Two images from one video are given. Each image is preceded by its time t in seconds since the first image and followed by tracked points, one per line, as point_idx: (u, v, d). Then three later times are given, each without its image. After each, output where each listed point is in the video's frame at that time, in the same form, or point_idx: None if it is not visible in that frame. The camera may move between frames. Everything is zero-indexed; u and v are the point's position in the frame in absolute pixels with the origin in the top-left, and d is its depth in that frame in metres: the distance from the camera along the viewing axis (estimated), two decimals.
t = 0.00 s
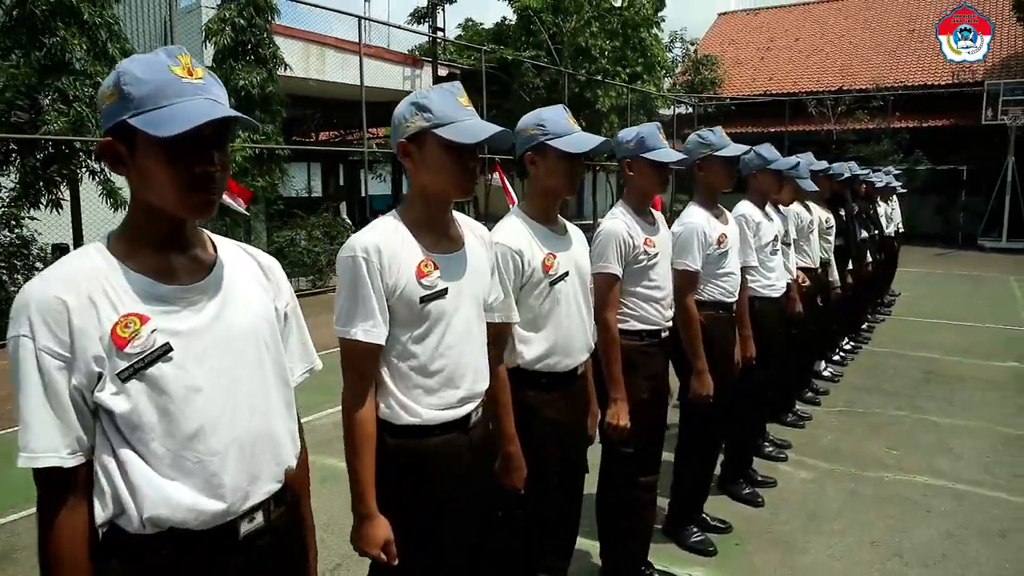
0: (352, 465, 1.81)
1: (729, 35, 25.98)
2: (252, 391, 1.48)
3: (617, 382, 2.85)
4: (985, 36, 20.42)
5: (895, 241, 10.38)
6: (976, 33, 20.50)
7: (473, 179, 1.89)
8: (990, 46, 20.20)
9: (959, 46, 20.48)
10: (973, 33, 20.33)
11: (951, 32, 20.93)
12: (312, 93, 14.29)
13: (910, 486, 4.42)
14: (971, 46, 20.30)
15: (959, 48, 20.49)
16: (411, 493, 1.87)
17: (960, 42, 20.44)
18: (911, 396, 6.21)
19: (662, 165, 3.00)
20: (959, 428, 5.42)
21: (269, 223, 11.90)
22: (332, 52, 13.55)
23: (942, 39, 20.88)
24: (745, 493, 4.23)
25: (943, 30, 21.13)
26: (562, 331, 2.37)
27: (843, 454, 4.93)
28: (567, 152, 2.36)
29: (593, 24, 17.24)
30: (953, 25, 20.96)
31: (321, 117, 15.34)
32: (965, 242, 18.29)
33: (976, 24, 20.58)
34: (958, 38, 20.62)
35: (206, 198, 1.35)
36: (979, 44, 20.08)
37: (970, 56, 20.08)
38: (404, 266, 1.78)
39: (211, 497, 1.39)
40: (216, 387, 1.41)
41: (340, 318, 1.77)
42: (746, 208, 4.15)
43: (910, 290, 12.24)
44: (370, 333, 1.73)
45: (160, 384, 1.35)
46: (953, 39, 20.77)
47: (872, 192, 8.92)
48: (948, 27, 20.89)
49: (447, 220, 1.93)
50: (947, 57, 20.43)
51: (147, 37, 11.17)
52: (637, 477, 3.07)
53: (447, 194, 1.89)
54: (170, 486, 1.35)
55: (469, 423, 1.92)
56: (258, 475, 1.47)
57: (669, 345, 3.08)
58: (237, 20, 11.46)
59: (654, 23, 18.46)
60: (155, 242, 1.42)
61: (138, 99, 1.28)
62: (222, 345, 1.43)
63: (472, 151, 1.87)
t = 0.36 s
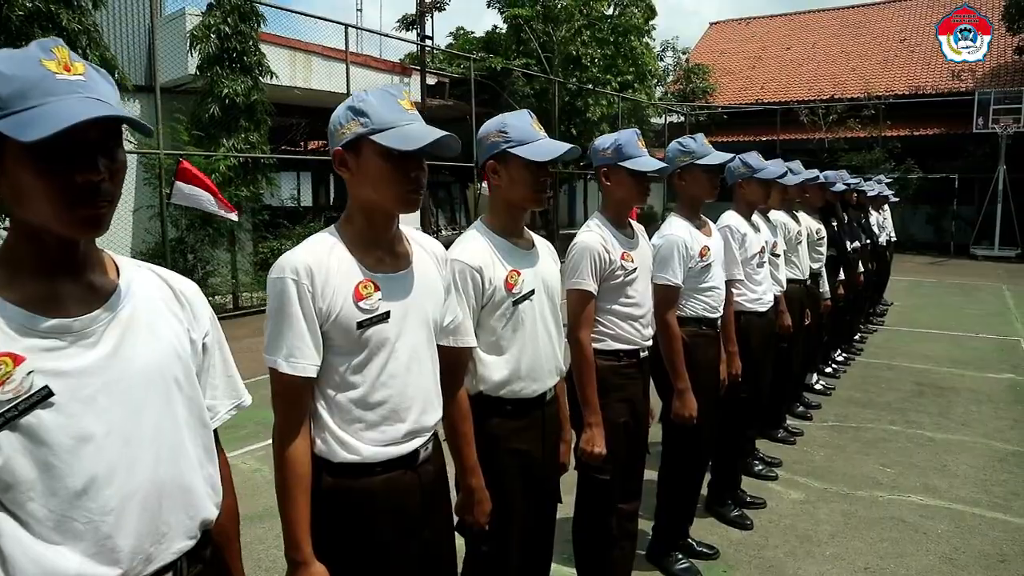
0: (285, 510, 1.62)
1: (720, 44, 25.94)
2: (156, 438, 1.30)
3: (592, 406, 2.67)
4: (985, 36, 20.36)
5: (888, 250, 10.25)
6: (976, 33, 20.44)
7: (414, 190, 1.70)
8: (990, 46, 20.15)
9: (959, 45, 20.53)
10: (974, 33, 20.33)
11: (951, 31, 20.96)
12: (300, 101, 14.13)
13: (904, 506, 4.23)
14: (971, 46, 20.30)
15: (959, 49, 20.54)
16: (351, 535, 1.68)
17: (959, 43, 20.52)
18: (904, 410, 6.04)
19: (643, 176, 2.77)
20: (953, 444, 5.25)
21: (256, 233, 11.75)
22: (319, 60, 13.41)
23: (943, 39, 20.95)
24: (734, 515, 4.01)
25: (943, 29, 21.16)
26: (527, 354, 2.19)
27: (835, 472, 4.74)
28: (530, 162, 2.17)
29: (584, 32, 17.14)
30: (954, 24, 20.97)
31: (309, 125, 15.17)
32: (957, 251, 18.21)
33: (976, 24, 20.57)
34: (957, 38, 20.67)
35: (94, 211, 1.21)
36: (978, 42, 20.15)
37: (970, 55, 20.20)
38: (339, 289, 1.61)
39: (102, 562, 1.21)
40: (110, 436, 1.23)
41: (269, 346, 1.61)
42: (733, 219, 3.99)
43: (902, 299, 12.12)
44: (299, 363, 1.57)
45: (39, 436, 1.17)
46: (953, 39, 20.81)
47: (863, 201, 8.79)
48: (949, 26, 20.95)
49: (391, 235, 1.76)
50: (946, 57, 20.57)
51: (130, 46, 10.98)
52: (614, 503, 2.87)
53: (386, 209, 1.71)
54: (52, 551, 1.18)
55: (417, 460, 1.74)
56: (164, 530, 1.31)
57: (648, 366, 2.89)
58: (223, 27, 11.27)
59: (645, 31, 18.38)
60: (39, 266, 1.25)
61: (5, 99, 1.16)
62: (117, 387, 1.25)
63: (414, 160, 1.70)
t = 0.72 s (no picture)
0: (216, 534, 1.48)
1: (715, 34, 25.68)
2: (46, 465, 1.15)
3: (571, 411, 2.52)
4: (985, 36, 19.71)
5: (885, 240, 10.09)
6: (976, 33, 19.79)
7: (354, 182, 1.56)
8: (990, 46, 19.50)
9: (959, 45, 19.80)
10: (975, 33, 19.66)
11: (952, 31, 20.22)
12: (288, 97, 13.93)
13: (902, 507, 4.09)
14: (971, 46, 19.61)
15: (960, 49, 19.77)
16: (290, 560, 1.53)
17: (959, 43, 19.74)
18: (902, 405, 5.89)
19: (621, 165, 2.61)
20: (953, 440, 5.11)
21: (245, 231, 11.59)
22: (307, 55, 13.22)
23: (942, 39, 20.19)
24: (726, 517, 3.84)
25: (942, 29, 20.42)
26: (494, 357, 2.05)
27: (832, 470, 4.59)
28: (490, 152, 2.04)
29: (577, 24, 16.96)
30: (954, 24, 20.25)
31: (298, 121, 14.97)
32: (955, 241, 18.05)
33: (978, 23, 19.90)
34: (957, 38, 19.90)
35: None
36: (980, 42, 19.48)
37: (971, 55, 19.52)
38: (270, 292, 1.46)
39: None
40: None
41: (196, 357, 1.46)
42: (719, 211, 3.84)
43: (900, 290, 11.96)
44: (225, 373, 1.43)
45: None
46: (953, 39, 20.04)
47: (859, 191, 8.60)
48: (950, 25, 20.19)
49: (333, 231, 1.61)
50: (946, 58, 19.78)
51: (111, 42, 10.71)
52: (595, 511, 2.72)
53: (321, 204, 1.55)
54: None
55: (363, 478, 1.58)
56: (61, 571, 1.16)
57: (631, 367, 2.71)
58: (207, 23, 11.07)
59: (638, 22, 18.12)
60: None
61: None
62: None
63: (351, 149, 1.55)
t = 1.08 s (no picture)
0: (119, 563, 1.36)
1: (731, 32, 25.39)
2: None
3: (543, 425, 2.37)
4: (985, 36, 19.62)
5: (900, 241, 9.83)
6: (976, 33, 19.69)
7: (275, 186, 1.39)
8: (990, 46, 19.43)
9: (959, 46, 19.64)
10: (974, 33, 19.53)
11: (951, 32, 20.11)
12: (297, 95, 13.85)
13: (906, 523, 3.90)
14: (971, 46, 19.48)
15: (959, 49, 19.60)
16: None
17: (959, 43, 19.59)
18: (912, 413, 5.68)
19: (601, 163, 2.44)
20: (964, 452, 4.90)
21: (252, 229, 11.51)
22: (315, 52, 13.14)
23: (941, 40, 20.04)
24: (720, 533, 3.66)
25: (942, 29, 20.30)
26: (450, 369, 1.91)
27: (835, 483, 4.40)
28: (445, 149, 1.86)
29: (591, 21, 16.60)
30: (954, 24, 20.12)
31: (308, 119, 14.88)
32: (975, 242, 17.68)
33: (976, 23, 19.77)
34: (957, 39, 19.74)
35: None
36: (979, 42, 19.32)
37: (970, 56, 19.23)
38: (176, 300, 1.33)
39: None
40: None
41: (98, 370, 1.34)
42: (716, 211, 3.66)
43: (915, 293, 11.70)
44: (123, 390, 1.30)
45: None
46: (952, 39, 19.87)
47: (871, 191, 8.38)
48: (949, 26, 20.06)
49: (259, 231, 1.47)
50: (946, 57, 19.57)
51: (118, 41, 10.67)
52: (571, 530, 2.56)
53: (239, 208, 1.40)
54: None
55: (286, 505, 1.46)
56: None
57: (612, 378, 2.55)
58: (214, 20, 10.94)
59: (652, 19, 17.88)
60: None
61: None
62: None
63: (270, 148, 1.37)
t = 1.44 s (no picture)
0: None
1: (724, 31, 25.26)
2: None
3: (496, 437, 2.24)
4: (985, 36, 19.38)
5: (889, 241, 9.74)
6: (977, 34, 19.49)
7: (164, 188, 1.26)
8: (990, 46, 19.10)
9: (959, 45, 19.48)
10: (974, 33, 19.37)
11: (951, 32, 19.99)
12: (284, 91, 13.65)
13: (886, 533, 3.78)
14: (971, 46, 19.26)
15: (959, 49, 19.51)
16: None
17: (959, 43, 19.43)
18: (896, 417, 5.56)
19: (557, 161, 2.30)
20: (947, 457, 4.78)
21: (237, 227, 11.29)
22: (301, 48, 12.94)
23: (942, 40, 19.92)
24: (694, 544, 3.51)
25: (941, 29, 20.16)
26: (383, 382, 1.78)
27: (815, 490, 4.27)
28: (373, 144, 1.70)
29: (584, 18, 16.35)
30: (954, 24, 20.00)
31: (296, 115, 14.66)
32: (966, 242, 17.60)
33: (976, 23, 19.63)
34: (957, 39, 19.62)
35: None
36: (979, 43, 19.11)
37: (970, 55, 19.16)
38: (47, 310, 1.21)
39: None
40: None
41: None
42: (691, 210, 3.52)
43: (905, 293, 11.61)
44: None
45: None
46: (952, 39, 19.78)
47: (859, 191, 8.27)
48: (949, 26, 19.97)
49: (152, 235, 1.35)
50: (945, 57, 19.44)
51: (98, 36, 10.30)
52: (527, 547, 2.41)
53: (125, 212, 1.27)
54: None
55: (182, 536, 1.34)
56: None
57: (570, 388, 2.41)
58: (196, 14, 10.63)
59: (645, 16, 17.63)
60: None
61: None
62: None
63: (156, 146, 1.24)
